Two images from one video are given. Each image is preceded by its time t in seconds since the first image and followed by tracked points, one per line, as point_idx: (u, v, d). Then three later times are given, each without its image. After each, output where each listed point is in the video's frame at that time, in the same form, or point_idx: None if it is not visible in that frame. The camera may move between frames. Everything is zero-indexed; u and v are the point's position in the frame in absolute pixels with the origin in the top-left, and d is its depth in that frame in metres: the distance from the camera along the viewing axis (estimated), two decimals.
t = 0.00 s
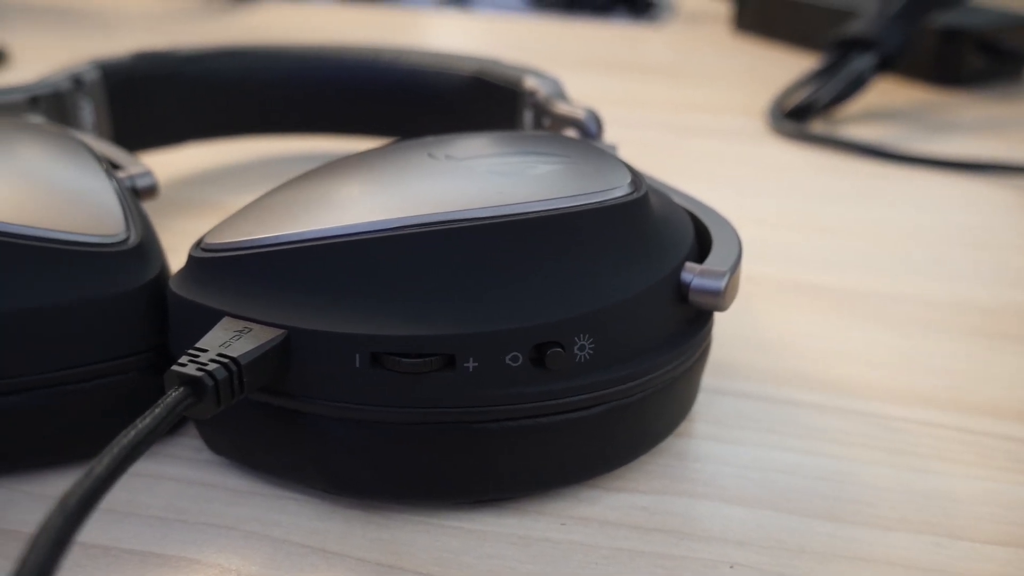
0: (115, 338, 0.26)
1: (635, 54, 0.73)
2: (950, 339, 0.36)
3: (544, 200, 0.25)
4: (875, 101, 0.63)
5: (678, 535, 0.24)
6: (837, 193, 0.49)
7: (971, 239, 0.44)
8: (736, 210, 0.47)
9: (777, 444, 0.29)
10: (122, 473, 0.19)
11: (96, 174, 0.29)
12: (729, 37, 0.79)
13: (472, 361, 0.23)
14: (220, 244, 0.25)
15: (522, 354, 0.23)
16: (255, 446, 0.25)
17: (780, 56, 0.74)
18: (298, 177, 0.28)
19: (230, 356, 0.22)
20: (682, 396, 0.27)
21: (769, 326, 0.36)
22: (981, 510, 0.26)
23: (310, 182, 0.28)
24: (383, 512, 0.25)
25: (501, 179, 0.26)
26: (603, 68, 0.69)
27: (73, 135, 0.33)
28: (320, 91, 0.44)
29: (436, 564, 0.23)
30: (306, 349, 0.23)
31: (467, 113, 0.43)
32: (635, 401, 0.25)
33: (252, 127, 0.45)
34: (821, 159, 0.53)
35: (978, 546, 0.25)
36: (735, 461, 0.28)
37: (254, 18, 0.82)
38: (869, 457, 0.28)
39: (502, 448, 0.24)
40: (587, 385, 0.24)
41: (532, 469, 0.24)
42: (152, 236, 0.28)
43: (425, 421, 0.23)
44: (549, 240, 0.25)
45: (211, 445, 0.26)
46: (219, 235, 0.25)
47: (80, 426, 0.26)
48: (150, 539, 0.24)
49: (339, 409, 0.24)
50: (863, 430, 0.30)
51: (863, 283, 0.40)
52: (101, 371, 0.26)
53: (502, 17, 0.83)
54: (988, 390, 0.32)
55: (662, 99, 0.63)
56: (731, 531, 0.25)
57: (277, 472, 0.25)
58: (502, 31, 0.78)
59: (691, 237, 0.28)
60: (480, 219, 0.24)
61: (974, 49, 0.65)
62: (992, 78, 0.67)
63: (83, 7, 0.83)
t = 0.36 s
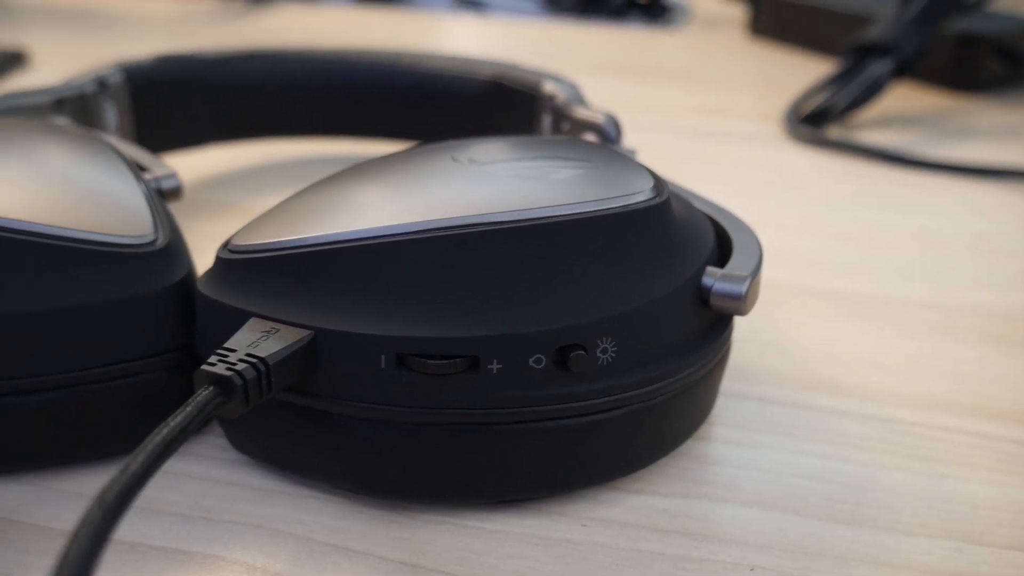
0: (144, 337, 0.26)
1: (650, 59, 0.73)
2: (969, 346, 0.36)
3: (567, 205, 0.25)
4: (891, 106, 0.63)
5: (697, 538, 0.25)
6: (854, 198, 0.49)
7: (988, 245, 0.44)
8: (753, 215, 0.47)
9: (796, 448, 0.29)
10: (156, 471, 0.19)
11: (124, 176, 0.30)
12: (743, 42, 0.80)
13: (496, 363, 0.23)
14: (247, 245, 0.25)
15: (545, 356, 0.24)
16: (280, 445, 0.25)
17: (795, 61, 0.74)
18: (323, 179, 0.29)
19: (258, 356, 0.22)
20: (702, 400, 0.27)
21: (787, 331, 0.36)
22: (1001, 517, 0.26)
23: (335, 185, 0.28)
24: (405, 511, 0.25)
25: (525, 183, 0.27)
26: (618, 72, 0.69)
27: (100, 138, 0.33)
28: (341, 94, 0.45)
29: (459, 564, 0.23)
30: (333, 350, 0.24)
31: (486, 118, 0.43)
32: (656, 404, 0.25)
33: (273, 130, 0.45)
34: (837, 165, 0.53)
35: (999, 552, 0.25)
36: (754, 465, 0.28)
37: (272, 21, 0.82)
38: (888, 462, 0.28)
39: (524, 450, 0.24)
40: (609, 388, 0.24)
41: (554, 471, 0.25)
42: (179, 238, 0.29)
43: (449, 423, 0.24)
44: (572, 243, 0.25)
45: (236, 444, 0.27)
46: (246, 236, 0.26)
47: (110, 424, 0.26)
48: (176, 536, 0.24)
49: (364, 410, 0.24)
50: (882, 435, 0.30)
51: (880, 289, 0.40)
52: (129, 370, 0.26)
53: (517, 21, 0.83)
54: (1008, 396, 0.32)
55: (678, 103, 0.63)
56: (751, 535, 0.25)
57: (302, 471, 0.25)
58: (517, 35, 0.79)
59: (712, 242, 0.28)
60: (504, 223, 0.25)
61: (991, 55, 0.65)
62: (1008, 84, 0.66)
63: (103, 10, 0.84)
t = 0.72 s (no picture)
0: (179, 339, 0.27)
1: (671, 65, 0.73)
2: (997, 354, 0.35)
3: (599, 210, 0.26)
4: (913, 114, 0.63)
5: (727, 543, 0.25)
6: (877, 205, 0.49)
7: (1014, 253, 0.44)
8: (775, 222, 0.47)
9: (825, 455, 0.29)
10: (197, 470, 0.19)
11: (158, 179, 0.30)
12: (764, 49, 0.80)
13: (529, 366, 0.23)
14: (282, 248, 0.25)
15: (577, 360, 0.24)
16: (311, 447, 0.26)
17: (816, 68, 0.74)
18: (355, 184, 0.29)
19: (294, 357, 0.22)
20: (731, 406, 0.27)
21: (813, 338, 0.36)
22: None
23: (367, 189, 0.28)
24: (436, 513, 0.25)
25: (558, 188, 0.27)
26: (639, 78, 0.69)
27: (134, 141, 0.33)
28: (366, 99, 0.45)
29: (489, 565, 0.23)
30: (366, 352, 0.24)
31: (511, 123, 0.44)
32: (686, 409, 0.26)
33: (298, 134, 0.46)
34: (860, 172, 0.53)
35: None
36: (782, 471, 0.28)
37: (293, 25, 0.83)
38: (917, 470, 0.28)
39: (555, 453, 0.24)
40: (640, 392, 0.25)
41: (584, 475, 0.25)
42: (213, 240, 0.29)
43: (481, 425, 0.24)
44: (604, 248, 0.25)
45: (267, 444, 0.27)
46: (281, 239, 0.26)
47: (144, 423, 0.27)
48: (209, 535, 0.24)
49: (396, 412, 0.24)
50: (911, 443, 0.30)
51: (907, 297, 0.40)
52: (164, 371, 0.27)
53: (537, 26, 0.84)
54: None
55: (699, 110, 0.63)
56: (779, 540, 0.25)
57: (333, 473, 0.26)
58: (537, 41, 0.79)
59: (742, 249, 0.28)
60: (537, 228, 0.25)
61: (1014, 63, 0.65)
62: None
63: (127, 14, 0.85)
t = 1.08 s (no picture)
0: (217, 337, 0.27)
1: (692, 69, 0.74)
2: None
3: (634, 214, 0.26)
4: (937, 121, 0.63)
5: (758, 546, 0.25)
6: (902, 211, 0.49)
7: None
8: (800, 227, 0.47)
9: (854, 459, 0.29)
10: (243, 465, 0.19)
11: (195, 180, 0.30)
12: (785, 54, 0.80)
13: (563, 367, 0.24)
14: (319, 248, 0.26)
15: (611, 362, 0.24)
16: (347, 445, 0.26)
17: (838, 73, 0.74)
18: (389, 185, 0.29)
19: (333, 356, 0.23)
20: (762, 410, 0.28)
21: (840, 343, 0.36)
22: None
23: (402, 191, 0.28)
24: (468, 512, 0.25)
25: (592, 191, 0.27)
26: (660, 82, 0.70)
27: (169, 141, 0.34)
28: (394, 101, 0.45)
29: (523, 565, 0.24)
30: (403, 352, 0.24)
31: (538, 126, 0.44)
32: (718, 411, 0.26)
33: (326, 136, 0.46)
34: (885, 178, 0.53)
35: None
36: (811, 475, 0.28)
37: (315, 27, 0.83)
38: (948, 476, 0.28)
39: (588, 454, 0.24)
40: (673, 394, 0.25)
41: (616, 476, 0.25)
42: (249, 240, 0.30)
43: (515, 425, 0.24)
44: (639, 251, 0.25)
45: (301, 442, 0.27)
46: (318, 239, 0.26)
47: (182, 419, 0.27)
48: (246, 531, 0.24)
49: (431, 411, 0.24)
50: (941, 449, 0.30)
51: (934, 303, 0.40)
52: (202, 368, 0.27)
53: (558, 31, 0.84)
54: None
55: (721, 114, 0.63)
56: (810, 544, 0.25)
57: (367, 471, 0.26)
58: (559, 45, 0.79)
59: (773, 253, 0.28)
60: (572, 230, 0.25)
61: None
62: None
63: (152, 16, 0.86)
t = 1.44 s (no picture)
0: (250, 336, 0.27)
1: (714, 74, 0.74)
2: None
3: (665, 217, 0.26)
4: (963, 126, 0.62)
5: (786, 549, 0.25)
6: (927, 216, 0.49)
7: None
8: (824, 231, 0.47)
9: (881, 464, 0.29)
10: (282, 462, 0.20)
11: (228, 180, 0.31)
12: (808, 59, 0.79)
13: (594, 369, 0.24)
14: (352, 248, 0.26)
15: (642, 364, 0.24)
16: (377, 444, 0.26)
17: (863, 78, 0.73)
18: (420, 188, 0.30)
19: (367, 356, 0.23)
20: (790, 414, 0.28)
21: (868, 348, 0.36)
22: None
23: (433, 193, 0.29)
24: (497, 512, 0.26)
25: (623, 195, 0.27)
26: (682, 86, 0.70)
27: (203, 142, 0.34)
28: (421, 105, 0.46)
29: (551, 565, 0.24)
30: (436, 352, 0.24)
31: (565, 130, 0.44)
32: (747, 415, 0.26)
33: (353, 138, 0.46)
34: (910, 183, 0.53)
35: None
36: (839, 480, 0.28)
37: (338, 30, 0.84)
38: (977, 482, 0.28)
39: (618, 456, 0.25)
40: (702, 397, 0.25)
41: (645, 477, 0.25)
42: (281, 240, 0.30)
43: (546, 426, 0.24)
44: (669, 255, 0.25)
45: (331, 441, 0.27)
46: (351, 240, 0.27)
47: (215, 417, 0.27)
48: (277, 528, 0.25)
49: (462, 411, 0.25)
50: (971, 456, 0.30)
51: (962, 309, 0.40)
52: (235, 367, 0.27)
53: (580, 35, 0.84)
54: None
55: (744, 118, 0.63)
56: (839, 548, 0.25)
57: (396, 470, 0.26)
58: (581, 48, 0.79)
59: (803, 258, 0.28)
60: (603, 233, 0.25)
61: None
62: None
63: (178, 19, 0.87)
